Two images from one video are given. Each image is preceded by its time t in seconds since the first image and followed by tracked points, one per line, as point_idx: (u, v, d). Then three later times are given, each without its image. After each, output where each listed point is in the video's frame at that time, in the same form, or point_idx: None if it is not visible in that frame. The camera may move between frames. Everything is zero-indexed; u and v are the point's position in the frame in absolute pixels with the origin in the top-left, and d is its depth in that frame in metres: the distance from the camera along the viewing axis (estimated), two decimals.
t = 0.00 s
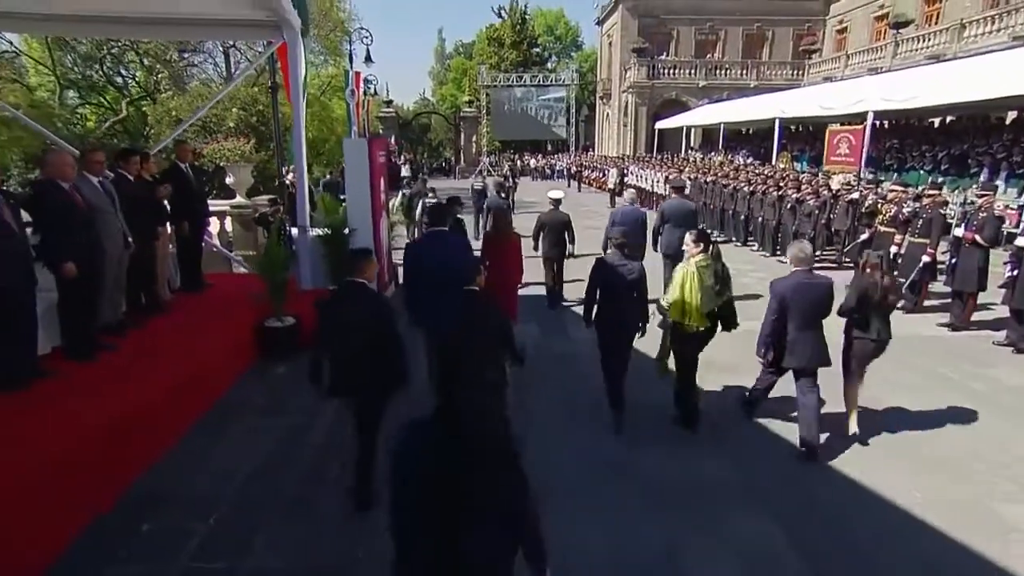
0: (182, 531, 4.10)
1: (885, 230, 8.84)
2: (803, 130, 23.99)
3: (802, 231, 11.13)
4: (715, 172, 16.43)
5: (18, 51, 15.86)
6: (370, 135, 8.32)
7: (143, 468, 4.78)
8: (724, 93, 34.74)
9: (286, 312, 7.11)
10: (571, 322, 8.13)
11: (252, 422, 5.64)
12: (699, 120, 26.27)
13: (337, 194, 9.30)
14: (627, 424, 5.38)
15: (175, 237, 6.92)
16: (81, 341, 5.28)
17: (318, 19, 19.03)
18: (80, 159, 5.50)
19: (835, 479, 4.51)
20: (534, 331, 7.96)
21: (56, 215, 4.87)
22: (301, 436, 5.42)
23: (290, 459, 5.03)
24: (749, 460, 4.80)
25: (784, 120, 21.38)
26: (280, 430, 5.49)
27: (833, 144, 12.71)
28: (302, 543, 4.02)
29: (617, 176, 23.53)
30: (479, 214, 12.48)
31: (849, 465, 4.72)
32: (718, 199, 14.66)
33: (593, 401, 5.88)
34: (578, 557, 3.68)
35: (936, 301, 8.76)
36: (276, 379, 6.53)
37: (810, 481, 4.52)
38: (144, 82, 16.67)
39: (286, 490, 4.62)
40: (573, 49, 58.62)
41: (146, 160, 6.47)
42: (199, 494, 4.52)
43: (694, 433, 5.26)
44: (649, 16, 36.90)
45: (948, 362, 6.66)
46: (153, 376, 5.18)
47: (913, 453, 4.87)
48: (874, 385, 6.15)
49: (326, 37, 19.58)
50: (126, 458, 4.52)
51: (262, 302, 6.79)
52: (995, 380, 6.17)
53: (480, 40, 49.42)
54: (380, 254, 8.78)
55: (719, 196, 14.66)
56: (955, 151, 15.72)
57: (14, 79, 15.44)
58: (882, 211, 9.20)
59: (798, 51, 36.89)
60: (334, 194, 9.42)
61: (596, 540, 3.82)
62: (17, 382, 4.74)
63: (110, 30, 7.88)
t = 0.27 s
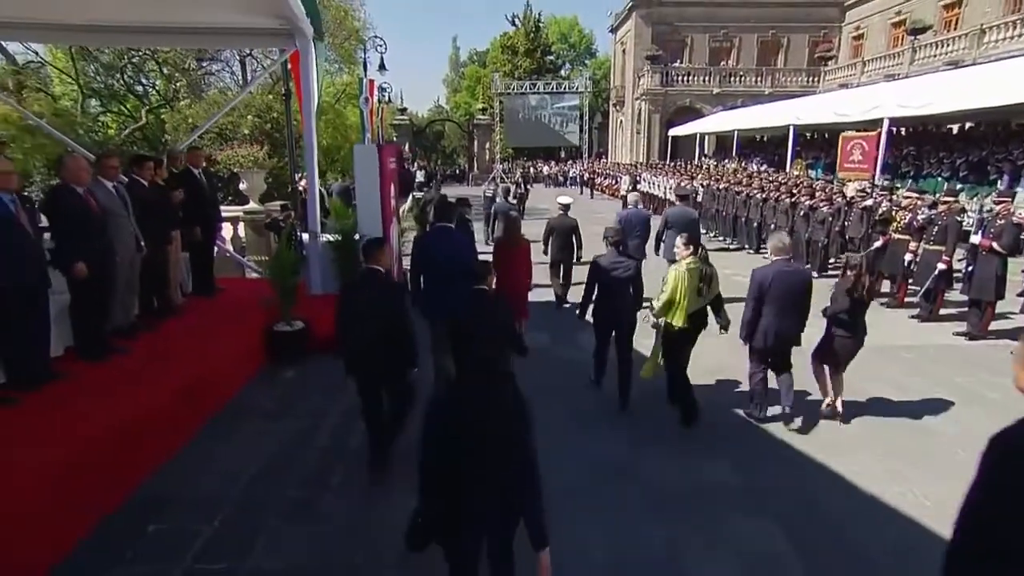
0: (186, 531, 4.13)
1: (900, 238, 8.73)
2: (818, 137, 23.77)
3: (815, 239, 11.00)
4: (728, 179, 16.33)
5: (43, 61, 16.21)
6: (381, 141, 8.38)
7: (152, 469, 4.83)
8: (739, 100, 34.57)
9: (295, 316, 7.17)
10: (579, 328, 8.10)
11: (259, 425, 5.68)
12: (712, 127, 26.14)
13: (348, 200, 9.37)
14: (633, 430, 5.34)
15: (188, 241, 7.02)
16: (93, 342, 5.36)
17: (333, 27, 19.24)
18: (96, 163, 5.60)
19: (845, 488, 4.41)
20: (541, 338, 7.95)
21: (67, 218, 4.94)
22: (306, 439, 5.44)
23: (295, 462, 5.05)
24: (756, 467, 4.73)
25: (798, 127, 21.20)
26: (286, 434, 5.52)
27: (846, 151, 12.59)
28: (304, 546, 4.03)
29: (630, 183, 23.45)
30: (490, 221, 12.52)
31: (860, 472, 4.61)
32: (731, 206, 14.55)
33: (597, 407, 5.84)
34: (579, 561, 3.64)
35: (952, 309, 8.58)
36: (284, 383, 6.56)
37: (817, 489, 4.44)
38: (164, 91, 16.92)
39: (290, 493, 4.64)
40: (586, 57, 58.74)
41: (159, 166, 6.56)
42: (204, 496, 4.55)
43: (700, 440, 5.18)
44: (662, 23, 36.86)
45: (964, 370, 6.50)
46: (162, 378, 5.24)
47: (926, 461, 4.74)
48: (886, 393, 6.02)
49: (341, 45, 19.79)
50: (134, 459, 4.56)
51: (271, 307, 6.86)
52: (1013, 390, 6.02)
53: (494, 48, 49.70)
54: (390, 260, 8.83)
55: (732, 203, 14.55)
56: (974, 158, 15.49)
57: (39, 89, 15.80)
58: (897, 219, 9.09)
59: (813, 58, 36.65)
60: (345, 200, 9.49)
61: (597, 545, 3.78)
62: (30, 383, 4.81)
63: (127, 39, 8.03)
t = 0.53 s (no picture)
0: (188, 533, 4.16)
1: (913, 245, 8.61)
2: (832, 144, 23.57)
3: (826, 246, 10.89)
4: (739, 186, 16.24)
5: (65, 71, 16.57)
6: (390, 148, 8.43)
7: (158, 470, 4.88)
8: (751, 107, 34.43)
9: (303, 320, 7.23)
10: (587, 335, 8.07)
11: (265, 428, 5.71)
12: (724, 133, 26.04)
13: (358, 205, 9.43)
14: (638, 441, 5.34)
15: (199, 246, 7.11)
16: (103, 345, 5.44)
17: (346, 36, 19.45)
18: (110, 168, 5.71)
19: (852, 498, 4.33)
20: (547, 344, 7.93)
21: (80, 224, 5.04)
22: (310, 442, 5.47)
23: (299, 466, 5.07)
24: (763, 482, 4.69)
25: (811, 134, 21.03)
26: (290, 437, 5.54)
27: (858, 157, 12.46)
28: (304, 548, 4.04)
29: (641, 190, 23.37)
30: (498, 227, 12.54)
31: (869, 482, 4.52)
32: (742, 213, 14.45)
33: (603, 415, 5.83)
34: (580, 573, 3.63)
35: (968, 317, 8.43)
36: (291, 387, 6.60)
37: (824, 503, 4.39)
38: (181, 99, 17.20)
39: (293, 495, 4.66)
40: (598, 64, 58.91)
41: (170, 171, 6.64)
42: (208, 498, 4.58)
43: (706, 451, 5.18)
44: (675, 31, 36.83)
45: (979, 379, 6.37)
46: (170, 381, 5.29)
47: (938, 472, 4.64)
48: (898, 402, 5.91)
49: (354, 53, 20.00)
50: (141, 460, 4.61)
51: (280, 311, 6.92)
52: None
53: (506, 56, 50.00)
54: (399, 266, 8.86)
55: (743, 210, 14.45)
56: (991, 164, 15.27)
57: (60, 97, 16.15)
58: (910, 226, 8.97)
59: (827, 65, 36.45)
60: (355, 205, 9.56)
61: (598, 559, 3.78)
62: (41, 384, 4.90)
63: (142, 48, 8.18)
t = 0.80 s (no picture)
0: (190, 533, 4.19)
1: (924, 252, 8.49)
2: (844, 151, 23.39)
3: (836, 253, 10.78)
4: (749, 193, 16.16)
5: (83, 80, 16.91)
6: (397, 153, 8.47)
7: (163, 472, 4.92)
8: (763, 113, 34.28)
9: (309, 325, 7.29)
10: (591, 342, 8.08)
11: (269, 431, 5.75)
12: (735, 140, 25.94)
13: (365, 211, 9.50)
14: (639, 448, 5.31)
15: (207, 250, 7.21)
16: (109, 348, 5.50)
17: (357, 44, 19.66)
18: (121, 174, 5.83)
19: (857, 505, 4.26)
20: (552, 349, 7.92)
21: (89, 228, 5.14)
22: (312, 445, 5.50)
23: (300, 468, 5.11)
24: (765, 489, 4.61)
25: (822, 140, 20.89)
26: (292, 439, 5.57)
27: (868, 163, 12.37)
28: (303, 550, 4.06)
29: (651, 197, 23.34)
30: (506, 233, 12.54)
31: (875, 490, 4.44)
32: (751, 219, 14.39)
33: (607, 421, 5.83)
34: None
35: (980, 325, 8.26)
36: (296, 391, 6.64)
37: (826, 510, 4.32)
38: (195, 107, 17.48)
39: (294, 497, 4.68)
40: (609, 71, 59.04)
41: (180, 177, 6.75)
42: (210, 499, 4.62)
43: (708, 458, 5.12)
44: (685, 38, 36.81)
45: (991, 387, 6.24)
46: (176, 384, 5.35)
47: (946, 480, 4.56)
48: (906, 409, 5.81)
49: (365, 62, 20.19)
50: (146, 461, 4.66)
51: (286, 316, 6.99)
52: None
53: (517, 63, 50.26)
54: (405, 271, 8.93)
55: (752, 217, 14.39)
56: (1006, 170, 15.07)
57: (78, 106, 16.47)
58: (921, 233, 8.85)
59: (839, 71, 36.23)
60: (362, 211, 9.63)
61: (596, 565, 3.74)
62: (50, 386, 4.97)
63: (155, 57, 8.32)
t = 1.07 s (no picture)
0: (191, 535, 4.22)
1: (934, 259, 8.38)
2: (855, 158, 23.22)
3: (845, 260, 10.68)
4: (758, 199, 16.07)
5: (100, 89, 17.21)
6: (404, 159, 8.52)
7: (167, 473, 4.97)
8: (773, 120, 34.11)
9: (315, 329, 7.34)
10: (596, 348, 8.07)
11: (273, 435, 5.78)
12: (745, 147, 25.83)
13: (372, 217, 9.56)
14: (641, 454, 5.28)
15: (214, 255, 7.27)
16: (116, 350, 5.57)
17: (368, 52, 19.80)
18: (130, 179, 5.90)
19: (861, 513, 4.20)
20: (557, 356, 7.90)
21: (98, 233, 5.22)
22: (315, 448, 5.53)
23: (302, 471, 5.13)
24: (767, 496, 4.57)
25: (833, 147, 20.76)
26: (294, 443, 5.61)
27: (877, 169, 12.28)
28: (302, 551, 4.08)
29: (660, 204, 23.28)
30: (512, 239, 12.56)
31: (880, 498, 4.38)
32: (759, 226, 14.31)
33: (611, 427, 5.81)
34: None
35: (991, 333, 8.13)
36: (301, 395, 6.68)
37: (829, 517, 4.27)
38: (208, 115, 17.72)
39: (295, 500, 4.70)
40: (620, 79, 59.09)
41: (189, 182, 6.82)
42: (212, 501, 4.65)
43: (710, 464, 5.08)
44: (695, 45, 36.77)
45: (1002, 396, 6.13)
46: (182, 386, 5.41)
47: (953, 490, 4.47)
48: (915, 418, 5.72)
49: (376, 69, 20.33)
50: (150, 462, 4.70)
51: (292, 321, 7.04)
52: None
53: (528, 71, 50.46)
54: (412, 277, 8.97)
55: (760, 224, 14.31)
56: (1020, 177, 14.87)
57: (95, 114, 16.76)
58: (931, 239, 8.74)
59: (851, 78, 35.99)
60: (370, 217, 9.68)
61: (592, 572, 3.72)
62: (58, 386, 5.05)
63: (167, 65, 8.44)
